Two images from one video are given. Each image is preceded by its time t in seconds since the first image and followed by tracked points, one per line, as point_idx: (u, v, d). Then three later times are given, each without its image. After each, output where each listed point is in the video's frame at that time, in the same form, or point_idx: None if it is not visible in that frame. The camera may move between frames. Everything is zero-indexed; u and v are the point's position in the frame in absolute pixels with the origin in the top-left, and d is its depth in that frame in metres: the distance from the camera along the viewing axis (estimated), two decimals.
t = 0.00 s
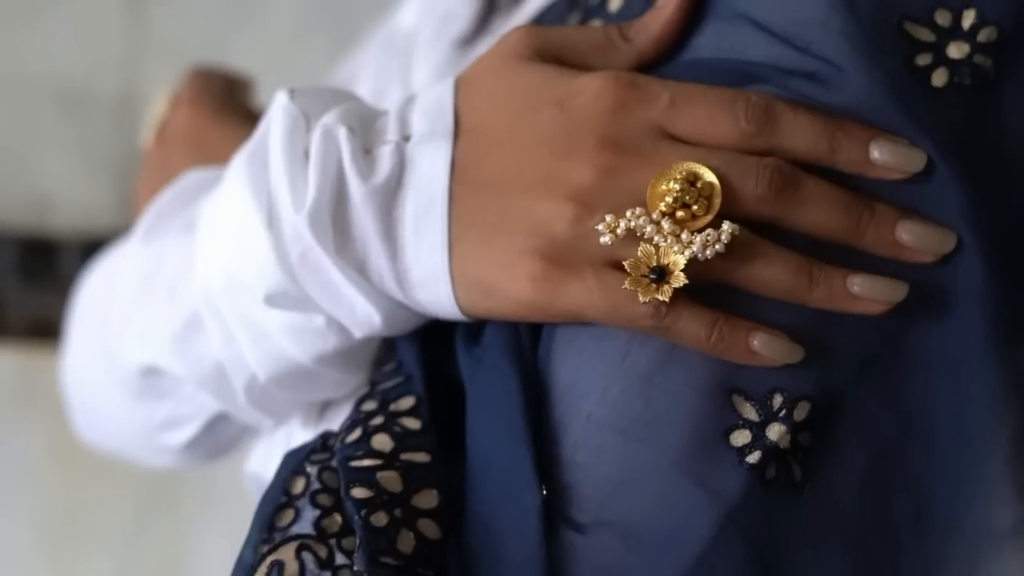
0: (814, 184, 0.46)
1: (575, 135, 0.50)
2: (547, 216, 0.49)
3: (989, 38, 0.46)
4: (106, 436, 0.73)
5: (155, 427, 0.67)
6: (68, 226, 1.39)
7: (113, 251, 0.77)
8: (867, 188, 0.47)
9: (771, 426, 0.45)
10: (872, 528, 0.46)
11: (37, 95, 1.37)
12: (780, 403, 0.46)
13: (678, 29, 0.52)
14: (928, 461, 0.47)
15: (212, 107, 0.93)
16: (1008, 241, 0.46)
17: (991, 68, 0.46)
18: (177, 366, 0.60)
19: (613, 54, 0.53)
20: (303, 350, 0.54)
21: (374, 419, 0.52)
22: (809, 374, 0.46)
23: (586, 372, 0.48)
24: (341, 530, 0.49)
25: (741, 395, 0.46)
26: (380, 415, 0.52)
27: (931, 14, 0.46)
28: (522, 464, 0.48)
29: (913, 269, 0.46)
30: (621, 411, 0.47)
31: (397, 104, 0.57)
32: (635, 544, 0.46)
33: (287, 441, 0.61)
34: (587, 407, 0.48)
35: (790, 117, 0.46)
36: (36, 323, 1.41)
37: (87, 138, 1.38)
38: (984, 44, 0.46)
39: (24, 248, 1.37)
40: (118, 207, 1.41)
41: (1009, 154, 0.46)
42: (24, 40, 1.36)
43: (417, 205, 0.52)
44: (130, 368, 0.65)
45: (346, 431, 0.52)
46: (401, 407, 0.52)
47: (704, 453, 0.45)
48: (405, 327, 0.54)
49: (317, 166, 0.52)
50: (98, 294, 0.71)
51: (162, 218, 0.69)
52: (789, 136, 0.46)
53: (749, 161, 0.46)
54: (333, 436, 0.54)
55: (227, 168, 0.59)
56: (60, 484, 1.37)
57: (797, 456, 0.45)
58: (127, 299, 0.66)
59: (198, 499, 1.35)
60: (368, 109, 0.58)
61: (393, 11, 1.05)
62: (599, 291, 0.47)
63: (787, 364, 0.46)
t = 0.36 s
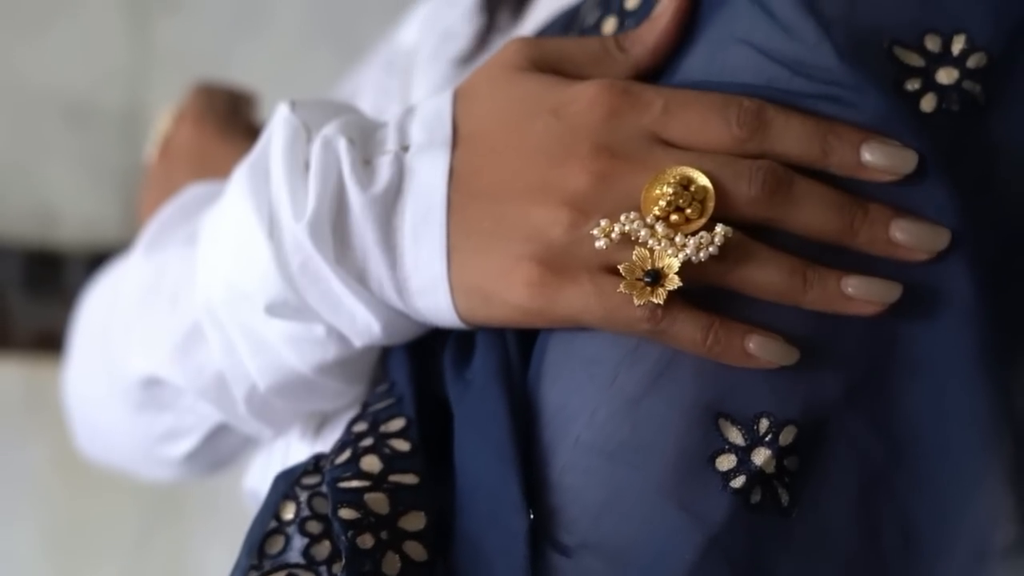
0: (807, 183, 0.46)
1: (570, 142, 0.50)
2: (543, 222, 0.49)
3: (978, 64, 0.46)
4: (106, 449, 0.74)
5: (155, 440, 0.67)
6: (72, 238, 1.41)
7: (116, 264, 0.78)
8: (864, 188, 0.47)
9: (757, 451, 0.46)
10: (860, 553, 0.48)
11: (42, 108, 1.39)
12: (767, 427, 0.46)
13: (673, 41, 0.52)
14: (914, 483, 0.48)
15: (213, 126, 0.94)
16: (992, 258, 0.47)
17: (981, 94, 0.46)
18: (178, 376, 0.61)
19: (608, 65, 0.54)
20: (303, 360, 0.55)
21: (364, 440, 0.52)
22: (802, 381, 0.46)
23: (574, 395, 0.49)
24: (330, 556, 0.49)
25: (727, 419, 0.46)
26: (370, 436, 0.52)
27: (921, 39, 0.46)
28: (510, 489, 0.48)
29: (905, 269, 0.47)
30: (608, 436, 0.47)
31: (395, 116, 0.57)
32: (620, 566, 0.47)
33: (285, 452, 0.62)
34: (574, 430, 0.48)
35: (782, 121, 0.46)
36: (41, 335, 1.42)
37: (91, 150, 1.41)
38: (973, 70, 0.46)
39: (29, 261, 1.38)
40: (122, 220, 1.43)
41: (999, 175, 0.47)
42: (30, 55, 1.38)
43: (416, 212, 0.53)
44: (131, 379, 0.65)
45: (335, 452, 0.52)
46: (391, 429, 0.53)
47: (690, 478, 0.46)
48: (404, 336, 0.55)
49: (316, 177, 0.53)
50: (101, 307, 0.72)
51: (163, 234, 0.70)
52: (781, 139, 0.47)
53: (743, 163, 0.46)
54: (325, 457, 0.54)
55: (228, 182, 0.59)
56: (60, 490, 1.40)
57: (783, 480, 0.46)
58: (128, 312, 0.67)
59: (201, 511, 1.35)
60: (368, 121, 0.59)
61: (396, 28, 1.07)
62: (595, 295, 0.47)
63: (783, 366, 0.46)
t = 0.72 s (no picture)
0: (797, 186, 0.46)
1: (563, 150, 0.51)
2: (537, 230, 0.50)
3: (965, 89, 0.47)
4: (105, 463, 0.74)
5: (154, 452, 0.68)
6: (76, 251, 1.42)
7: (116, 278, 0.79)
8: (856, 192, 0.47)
9: (741, 477, 0.46)
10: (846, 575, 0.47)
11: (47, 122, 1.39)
12: (751, 452, 0.46)
13: (666, 52, 0.53)
14: (897, 506, 0.48)
15: (214, 144, 0.95)
16: (971, 274, 0.48)
17: (966, 120, 0.47)
18: (176, 389, 0.61)
19: (603, 76, 0.54)
20: (301, 370, 0.56)
21: (351, 464, 0.52)
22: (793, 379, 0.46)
23: (561, 419, 0.48)
24: None
25: (711, 444, 0.46)
26: (358, 460, 0.52)
27: (910, 64, 0.47)
28: (497, 510, 0.48)
29: (896, 265, 0.47)
30: (594, 459, 0.47)
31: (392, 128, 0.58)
32: None
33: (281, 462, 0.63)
34: (561, 454, 0.48)
35: (773, 127, 0.47)
36: (45, 346, 1.42)
37: (95, 164, 1.41)
38: (959, 96, 0.47)
39: (32, 273, 1.39)
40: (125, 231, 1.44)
41: (982, 197, 0.48)
42: (33, 68, 1.37)
43: (412, 222, 0.53)
44: (130, 392, 0.66)
45: (324, 477, 0.52)
46: (379, 452, 0.52)
47: (673, 502, 0.46)
48: (400, 348, 0.55)
49: (314, 188, 0.53)
50: (101, 320, 0.73)
51: (162, 248, 0.70)
52: (771, 143, 0.47)
53: (734, 166, 0.47)
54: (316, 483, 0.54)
55: (228, 194, 0.60)
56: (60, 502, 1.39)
57: (767, 506, 0.46)
58: (128, 325, 0.68)
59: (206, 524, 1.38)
60: (366, 134, 0.60)
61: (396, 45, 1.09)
62: (589, 302, 0.48)
63: (777, 370, 0.46)
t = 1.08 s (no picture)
0: (785, 189, 0.47)
1: (550, 163, 0.51)
2: (528, 244, 0.50)
3: (949, 113, 0.47)
4: (104, 479, 0.74)
5: (150, 467, 0.68)
6: (78, 262, 1.43)
7: (113, 293, 0.79)
8: (838, 189, 0.48)
9: (724, 502, 0.45)
10: None
11: (46, 134, 1.40)
12: (734, 477, 0.45)
13: (656, 64, 0.54)
14: (880, 531, 0.47)
15: (212, 161, 0.96)
16: (953, 292, 0.48)
17: (952, 143, 0.48)
18: (170, 404, 0.61)
19: (595, 88, 0.55)
20: (294, 387, 0.56)
21: (338, 485, 0.52)
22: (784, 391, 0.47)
23: (547, 440, 0.48)
24: None
25: (696, 468, 0.46)
26: (345, 481, 0.52)
27: (894, 87, 0.47)
28: (481, 536, 0.48)
29: (887, 266, 0.47)
30: (579, 482, 0.47)
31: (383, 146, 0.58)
32: None
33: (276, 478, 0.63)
34: (547, 476, 0.48)
35: (759, 133, 0.47)
36: (47, 358, 1.43)
37: (96, 176, 1.43)
38: (945, 119, 0.47)
39: (34, 284, 1.41)
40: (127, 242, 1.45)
41: (968, 219, 0.48)
42: (34, 82, 1.39)
43: (406, 238, 0.53)
44: (125, 408, 0.66)
45: (310, 499, 0.51)
46: (366, 473, 0.52)
47: (657, 527, 0.45)
48: (394, 364, 0.55)
49: (308, 205, 0.54)
50: (98, 335, 0.73)
51: (159, 261, 0.71)
52: (758, 150, 0.47)
53: (722, 172, 0.47)
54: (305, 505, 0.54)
55: (224, 209, 0.60)
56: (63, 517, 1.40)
57: (750, 531, 0.46)
58: (124, 341, 0.69)
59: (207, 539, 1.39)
60: (357, 151, 0.60)
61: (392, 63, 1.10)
62: (581, 314, 0.48)
63: (769, 377, 0.46)
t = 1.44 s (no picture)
0: (776, 187, 0.47)
1: (540, 173, 0.52)
2: (520, 253, 0.51)
3: (938, 134, 0.47)
4: (103, 493, 0.75)
5: (147, 481, 0.68)
6: (79, 271, 1.45)
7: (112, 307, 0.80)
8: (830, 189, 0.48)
9: (711, 522, 0.45)
10: None
11: (50, 143, 1.43)
12: (722, 497, 0.45)
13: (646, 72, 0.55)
14: (866, 546, 0.47)
15: (211, 176, 0.96)
16: (938, 307, 0.48)
17: (940, 164, 0.47)
18: (167, 417, 0.62)
19: (586, 98, 0.56)
20: (290, 401, 0.56)
21: (327, 503, 0.51)
22: (780, 391, 0.46)
23: (536, 460, 0.49)
24: None
25: (683, 488, 0.46)
26: (334, 499, 0.52)
27: (883, 107, 0.47)
28: (469, 559, 0.49)
29: (882, 266, 0.47)
30: (568, 501, 0.47)
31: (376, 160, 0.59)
32: None
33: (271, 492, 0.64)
34: (536, 495, 0.48)
35: (747, 135, 0.48)
36: (49, 368, 1.45)
37: (98, 185, 1.44)
38: (934, 139, 0.47)
39: (34, 293, 1.43)
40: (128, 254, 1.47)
41: (953, 229, 0.48)
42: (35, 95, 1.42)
43: (399, 251, 0.54)
44: (122, 422, 0.67)
45: (300, 517, 0.51)
46: (356, 491, 0.52)
47: (642, 549, 0.46)
48: (391, 377, 0.56)
49: (302, 218, 0.54)
50: (94, 351, 0.74)
51: (156, 275, 0.72)
52: (746, 153, 0.48)
53: (711, 174, 0.47)
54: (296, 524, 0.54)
55: (219, 225, 0.61)
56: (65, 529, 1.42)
57: (737, 550, 0.46)
58: (121, 353, 0.69)
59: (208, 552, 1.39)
60: (350, 165, 0.61)
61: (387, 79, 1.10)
62: (576, 321, 0.48)
63: (764, 377, 0.46)
